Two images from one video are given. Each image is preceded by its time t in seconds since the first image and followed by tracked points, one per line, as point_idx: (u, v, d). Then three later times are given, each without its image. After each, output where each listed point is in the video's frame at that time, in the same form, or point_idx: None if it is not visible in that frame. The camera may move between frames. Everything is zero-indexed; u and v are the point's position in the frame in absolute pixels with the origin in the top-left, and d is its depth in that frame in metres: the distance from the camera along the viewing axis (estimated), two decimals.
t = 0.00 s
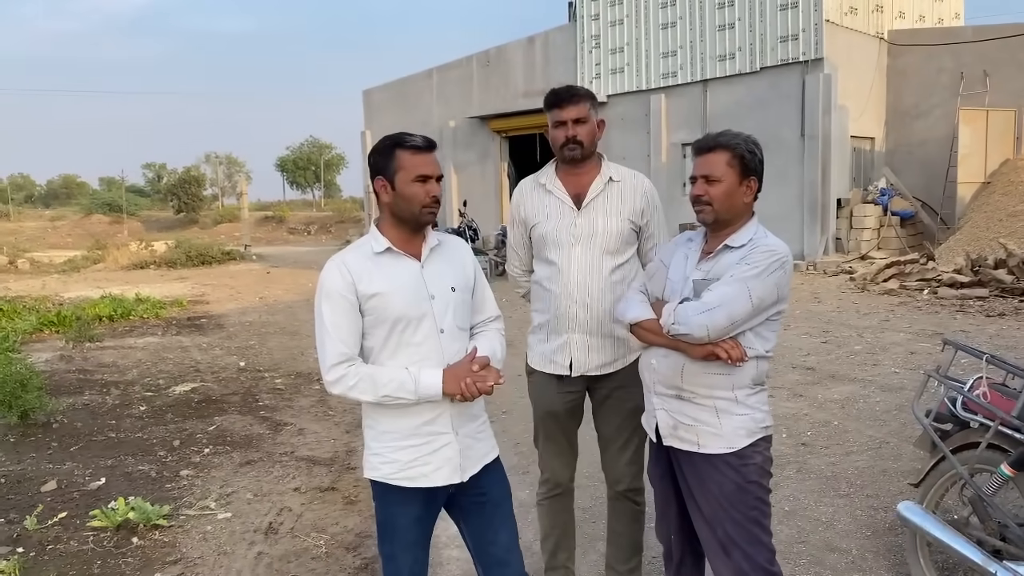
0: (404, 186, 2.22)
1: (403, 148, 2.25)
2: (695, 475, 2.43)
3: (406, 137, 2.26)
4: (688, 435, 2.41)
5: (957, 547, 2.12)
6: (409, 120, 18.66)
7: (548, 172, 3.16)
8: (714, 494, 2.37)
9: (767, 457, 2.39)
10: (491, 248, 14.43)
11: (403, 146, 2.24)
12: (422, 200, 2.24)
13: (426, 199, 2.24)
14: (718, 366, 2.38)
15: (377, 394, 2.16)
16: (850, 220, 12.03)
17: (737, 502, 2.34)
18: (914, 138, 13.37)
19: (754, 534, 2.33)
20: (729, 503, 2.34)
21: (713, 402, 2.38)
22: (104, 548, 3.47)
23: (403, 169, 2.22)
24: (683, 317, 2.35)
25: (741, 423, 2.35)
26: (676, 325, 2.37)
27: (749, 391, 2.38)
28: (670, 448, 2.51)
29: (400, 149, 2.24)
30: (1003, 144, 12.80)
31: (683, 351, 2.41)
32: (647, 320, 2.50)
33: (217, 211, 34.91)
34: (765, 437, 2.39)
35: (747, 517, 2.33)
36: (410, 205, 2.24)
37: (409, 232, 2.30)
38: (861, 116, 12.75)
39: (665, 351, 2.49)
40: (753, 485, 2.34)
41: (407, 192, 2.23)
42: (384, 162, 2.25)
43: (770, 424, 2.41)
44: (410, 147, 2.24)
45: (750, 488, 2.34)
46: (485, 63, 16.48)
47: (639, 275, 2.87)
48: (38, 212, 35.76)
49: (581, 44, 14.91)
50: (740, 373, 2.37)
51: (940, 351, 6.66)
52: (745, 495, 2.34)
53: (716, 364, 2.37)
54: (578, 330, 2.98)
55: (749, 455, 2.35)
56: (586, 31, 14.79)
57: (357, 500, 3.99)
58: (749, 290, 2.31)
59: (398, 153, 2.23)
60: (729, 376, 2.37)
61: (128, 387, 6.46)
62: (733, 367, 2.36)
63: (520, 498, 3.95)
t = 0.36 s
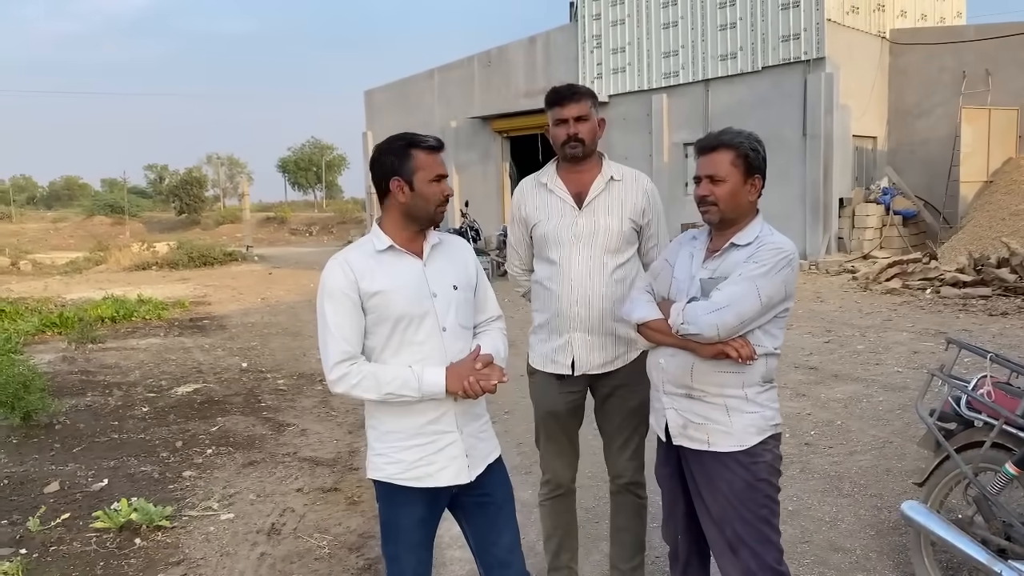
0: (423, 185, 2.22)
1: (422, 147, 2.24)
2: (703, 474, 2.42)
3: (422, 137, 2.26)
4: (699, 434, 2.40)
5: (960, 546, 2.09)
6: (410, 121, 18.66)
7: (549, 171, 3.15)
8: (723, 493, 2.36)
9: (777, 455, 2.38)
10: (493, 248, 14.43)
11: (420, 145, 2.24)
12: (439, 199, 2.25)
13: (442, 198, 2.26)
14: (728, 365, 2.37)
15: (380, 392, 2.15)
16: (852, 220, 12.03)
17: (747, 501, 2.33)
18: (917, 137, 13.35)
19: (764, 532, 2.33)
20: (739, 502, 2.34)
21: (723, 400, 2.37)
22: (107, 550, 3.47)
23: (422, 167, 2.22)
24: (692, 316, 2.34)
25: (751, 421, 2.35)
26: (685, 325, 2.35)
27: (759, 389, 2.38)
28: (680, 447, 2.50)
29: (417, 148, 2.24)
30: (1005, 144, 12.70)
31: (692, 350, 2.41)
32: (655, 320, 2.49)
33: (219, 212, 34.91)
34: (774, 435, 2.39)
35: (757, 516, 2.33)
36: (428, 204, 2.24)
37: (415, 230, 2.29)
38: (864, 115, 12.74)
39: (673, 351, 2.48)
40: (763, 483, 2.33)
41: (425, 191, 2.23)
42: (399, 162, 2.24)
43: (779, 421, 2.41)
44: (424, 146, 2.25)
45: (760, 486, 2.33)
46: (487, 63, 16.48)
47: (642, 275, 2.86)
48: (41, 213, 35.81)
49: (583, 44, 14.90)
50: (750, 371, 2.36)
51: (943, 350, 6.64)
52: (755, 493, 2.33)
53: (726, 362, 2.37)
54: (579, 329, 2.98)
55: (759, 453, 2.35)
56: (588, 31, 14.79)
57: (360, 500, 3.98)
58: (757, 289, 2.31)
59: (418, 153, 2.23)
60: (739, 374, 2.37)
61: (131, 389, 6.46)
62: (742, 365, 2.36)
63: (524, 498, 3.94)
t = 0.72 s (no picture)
0: (403, 183, 2.22)
1: (404, 146, 2.24)
2: (707, 475, 2.41)
3: (404, 135, 2.26)
4: (704, 435, 2.39)
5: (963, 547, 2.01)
6: (410, 122, 18.66)
7: (550, 172, 3.15)
8: (727, 494, 2.36)
9: (782, 457, 2.39)
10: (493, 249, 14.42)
11: (402, 143, 2.25)
12: (420, 196, 2.23)
13: (425, 195, 2.23)
14: (732, 364, 2.37)
15: (376, 376, 2.12)
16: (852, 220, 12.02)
17: (752, 502, 2.33)
18: (917, 138, 13.35)
19: (767, 534, 2.33)
20: (744, 503, 2.34)
21: (728, 401, 2.37)
22: (107, 552, 3.46)
23: (402, 165, 2.22)
24: (695, 316, 2.33)
25: (756, 421, 2.35)
26: (688, 325, 2.35)
27: (763, 389, 2.38)
28: (684, 449, 2.49)
29: (399, 146, 2.24)
30: (1006, 145, 12.66)
31: (696, 351, 2.41)
32: (657, 321, 2.49)
33: (220, 214, 34.91)
34: (779, 436, 2.39)
35: (761, 517, 2.33)
36: (409, 202, 2.23)
37: (405, 229, 2.28)
38: (864, 116, 12.73)
39: (676, 352, 2.48)
40: (767, 485, 2.34)
41: (406, 188, 2.22)
42: (385, 162, 2.26)
43: (783, 422, 2.41)
44: (408, 144, 2.25)
45: (765, 487, 2.34)
46: (487, 64, 16.48)
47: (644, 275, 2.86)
48: (41, 215, 35.81)
49: (583, 45, 14.91)
50: (754, 370, 2.36)
51: (944, 350, 6.64)
52: (760, 494, 2.34)
53: (730, 362, 2.37)
54: (581, 330, 2.97)
55: (764, 454, 2.35)
56: (588, 32, 14.80)
57: (361, 502, 3.98)
58: (760, 288, 2.31)
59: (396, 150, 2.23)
60: (743, 374, 2.37)
61: (131, 390, 6.46)
62: (747, 364, 2.36)
63: (524, 500, 3.94)
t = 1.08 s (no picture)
0: (396, 186, 2.23)
1: (399, 150, 2.25)
2: (706, 476, 2.40)
3: (399, 138, 2.27)
4: (703, 436, 2.39)
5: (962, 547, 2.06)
6: (410, 122, 18.66)
7: (549, 173, 3.15)
8: (727, 495, 2.35)
9: (781, 457, 2.39)
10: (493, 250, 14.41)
11: (398, 146, 2.26)
12: (414, 200, 2.23)
13: (416, 199, 2.23)
14: (731, 364, 2.36)
15: (382, 388, 2.13)
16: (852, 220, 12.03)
17: (751, 503, 2.33)
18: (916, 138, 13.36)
19: (767, 535, 2.33)
20: (743, 503, 2.33)
21: (727, 402, 2.36)
22: (106, 554, 3.46)
23: (396, 168, 2.23)
24: (693, 316, 2.33)
25: (755, 422, 2.34)
26: (685, 325, 2.35)
27: (762, 390, 2.37)
28: (683, 449, 2.48)
29: (395, 149, 2.26)
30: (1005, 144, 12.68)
31: (694, 351, 2.40)
32: (655, 322, 2.49)
33: (219, 215, 34.88)
34: (778, 436, 2.39)
35: (760, 518, 2.33)
36: (401, 206, 2.24)
37: (404, 232, 2.29)
38: (863, 116, 12.74)
39: (674, 353, 2.48)
40: (767, 485, 2.34)
41: (400, 192, 2.23)
42: (384, 163, 2.29)
43: (782, 423, 2.40)
44: (404, 147, 2.25)
45: (764, 488, 2.34)
46: (486, 65, 16.48)
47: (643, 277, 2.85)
48: (40, 217, 35.76)
49: (582, 46, 14.92)
50: (753, 370, 2.36)
51: (944, 350, 6.64)
52: (759, 495, 2.33)
53: (728, 362, 2.36)
54: (580, 331, 2.97)
55: (763, 454, 2.34)
56: (587, 32, 14.81)
57: (360, 504, 3.97)
58: (757, 288, 2.31)
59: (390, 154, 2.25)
60: (742, 374, 2.36)
61: (131, 392, 6.45)
62: (745, 364, 2.35)
63: (524, 501, 3.93)
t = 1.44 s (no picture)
0: (394, 190, 2.23)
1: (396, 157, 2.24)
2: (704, 478, 2.40)
3: (397, 142, 2.25)
4: (700, 437, 2.39)
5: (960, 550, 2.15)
6: (408, 124, 18.66)
7: (545, 173, 3.14)
8: (725, 497, 2.35)
9: (779, 459, 2.38)
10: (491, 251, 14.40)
11: (395, 149, 2.25)
12: (412, 203, 2.23)
13: (414, 204, 2.23)
14: (728, 366, 2.36)
15: (379, 394, 2.14)
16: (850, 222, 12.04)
17: (749, 505, 2.33)
18: (914, 140, 13.37)
19: (765, 536, 2.33)
20: (741, 505, 2.33)
21: (725, 403, 2.36)
22: (103, 556, 3.45)
23: (394, 171, 2.23)
24: (690, 317, 2.33)
25: (753, 424, 2.34)
26: (682, 327, 2.35)
27: (760, 391, 2.37)
28: (681, 451, 2.48)
29: (392, 152, 2.25)
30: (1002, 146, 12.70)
31: (691, 352, 2.40)
32: (652, 324, 2.49)
33: (217, 216, 34.83)
34: (776, 437, 2.39)
35: (759, 519, 2.33)
36: (399, 209, 2.25)
37: (406, 235, 2.28)
38: (861, 117, 12.75)
39: (672, 354, 2.48)
40: (764, 487, 2.33)
41: (398, 196, 2.23)
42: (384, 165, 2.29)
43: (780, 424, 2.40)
44: (401, 151, 2.24)
45: (762, 490, 2.33)
46: (484, 66, 16.49)
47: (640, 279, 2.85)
48: (37, 218, 35.70)
49: (580, 47, 14.94)
50: (750, 371, 2.36)
51: (942, 351, 6.65)
52: (757, 496, 2.33)
53: (725, 363, 2.36)
54: (576, 331, 2.97)
55: (761, 456, 2.34)
56: (585, 34, 14.82)
57: (358, 505, 3.97)
58: (753, 288, 2.30)
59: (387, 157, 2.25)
60: (739, 376, 2.36)
61: (128, 393, 6.44)
62: (742, 366, 2.35)
63: (522, 502, 3.93)
